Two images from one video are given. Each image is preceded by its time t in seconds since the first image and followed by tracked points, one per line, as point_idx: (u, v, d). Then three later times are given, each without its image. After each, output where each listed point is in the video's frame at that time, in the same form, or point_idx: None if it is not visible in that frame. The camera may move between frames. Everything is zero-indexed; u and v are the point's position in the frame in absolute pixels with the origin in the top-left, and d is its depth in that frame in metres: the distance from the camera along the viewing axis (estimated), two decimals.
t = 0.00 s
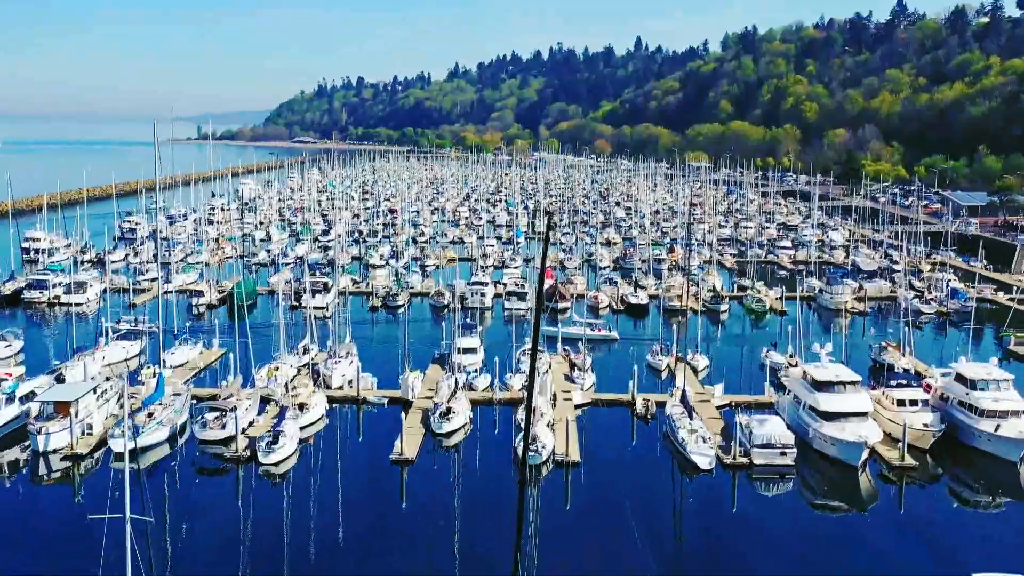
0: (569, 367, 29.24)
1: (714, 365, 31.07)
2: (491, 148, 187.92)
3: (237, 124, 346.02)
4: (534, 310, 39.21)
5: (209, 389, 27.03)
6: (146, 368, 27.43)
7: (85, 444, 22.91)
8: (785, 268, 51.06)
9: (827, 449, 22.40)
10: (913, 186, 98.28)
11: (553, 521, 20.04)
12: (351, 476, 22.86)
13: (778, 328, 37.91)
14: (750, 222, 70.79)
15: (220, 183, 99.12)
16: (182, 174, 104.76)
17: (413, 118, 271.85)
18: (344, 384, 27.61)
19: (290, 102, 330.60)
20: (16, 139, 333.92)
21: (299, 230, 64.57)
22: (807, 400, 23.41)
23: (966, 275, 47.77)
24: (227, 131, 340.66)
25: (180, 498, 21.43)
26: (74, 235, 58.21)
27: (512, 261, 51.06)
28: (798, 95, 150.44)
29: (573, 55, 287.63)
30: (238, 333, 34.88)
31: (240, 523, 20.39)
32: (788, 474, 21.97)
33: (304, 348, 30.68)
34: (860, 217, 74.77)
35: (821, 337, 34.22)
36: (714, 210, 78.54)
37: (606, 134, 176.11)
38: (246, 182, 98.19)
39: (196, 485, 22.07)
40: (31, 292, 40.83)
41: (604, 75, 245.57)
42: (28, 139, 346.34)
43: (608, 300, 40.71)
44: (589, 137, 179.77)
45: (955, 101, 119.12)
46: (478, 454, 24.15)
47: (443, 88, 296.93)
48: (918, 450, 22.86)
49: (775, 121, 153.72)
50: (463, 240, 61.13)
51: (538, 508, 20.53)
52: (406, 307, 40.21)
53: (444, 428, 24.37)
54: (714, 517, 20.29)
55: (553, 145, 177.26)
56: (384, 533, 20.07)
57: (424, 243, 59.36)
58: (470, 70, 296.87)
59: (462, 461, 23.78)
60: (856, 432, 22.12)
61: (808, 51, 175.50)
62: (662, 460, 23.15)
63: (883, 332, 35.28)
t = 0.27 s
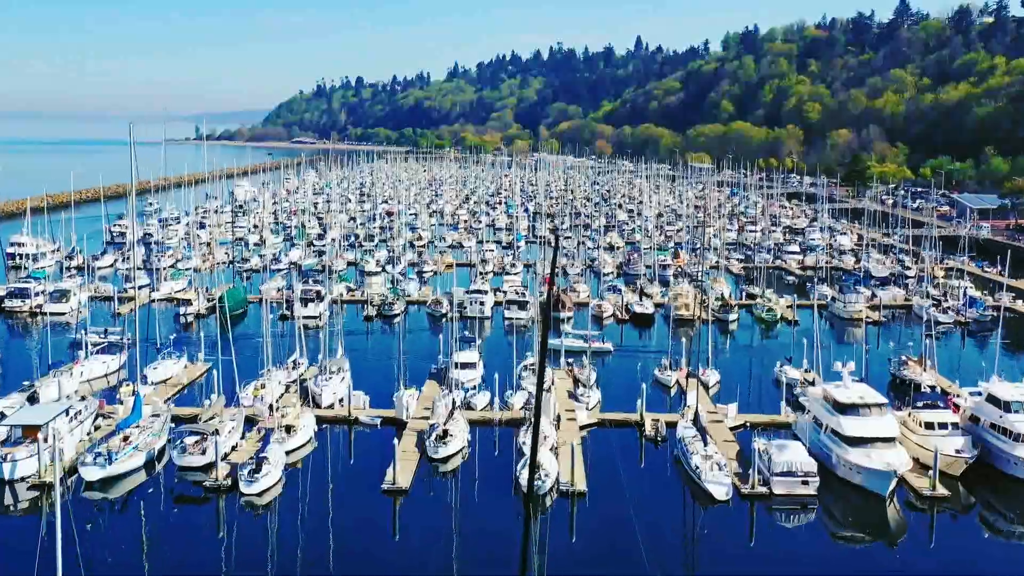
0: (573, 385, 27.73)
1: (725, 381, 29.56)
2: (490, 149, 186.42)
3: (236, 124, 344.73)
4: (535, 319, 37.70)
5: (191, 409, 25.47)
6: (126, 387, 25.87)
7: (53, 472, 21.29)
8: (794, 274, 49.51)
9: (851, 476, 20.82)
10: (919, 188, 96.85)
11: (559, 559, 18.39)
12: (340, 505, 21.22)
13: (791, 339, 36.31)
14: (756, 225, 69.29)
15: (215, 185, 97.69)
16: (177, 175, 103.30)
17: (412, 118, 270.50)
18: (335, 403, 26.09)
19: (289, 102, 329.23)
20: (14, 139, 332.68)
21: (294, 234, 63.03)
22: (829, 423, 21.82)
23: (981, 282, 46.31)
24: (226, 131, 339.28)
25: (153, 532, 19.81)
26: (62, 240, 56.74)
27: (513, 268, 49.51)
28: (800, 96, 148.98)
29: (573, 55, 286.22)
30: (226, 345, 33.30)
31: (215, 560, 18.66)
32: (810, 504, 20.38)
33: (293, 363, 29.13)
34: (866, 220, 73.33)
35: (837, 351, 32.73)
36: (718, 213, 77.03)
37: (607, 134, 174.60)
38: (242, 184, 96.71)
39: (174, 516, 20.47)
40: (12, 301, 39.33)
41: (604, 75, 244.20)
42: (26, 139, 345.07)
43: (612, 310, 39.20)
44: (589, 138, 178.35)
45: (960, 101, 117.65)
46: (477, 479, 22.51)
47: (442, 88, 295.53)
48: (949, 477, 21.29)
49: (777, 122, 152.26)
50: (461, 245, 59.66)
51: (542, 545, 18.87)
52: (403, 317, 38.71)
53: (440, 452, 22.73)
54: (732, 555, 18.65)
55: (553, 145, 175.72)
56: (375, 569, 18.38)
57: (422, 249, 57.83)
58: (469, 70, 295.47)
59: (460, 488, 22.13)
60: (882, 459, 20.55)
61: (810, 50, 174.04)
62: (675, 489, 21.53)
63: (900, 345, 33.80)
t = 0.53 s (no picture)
0: (578, 406, 26.26)
1: (738, 399, 28.07)
2: (490, 149, 184.91)
3: (234, 124, 343.36)
4: (537, 331, 36.23)
5: (170, 431, 23.91)
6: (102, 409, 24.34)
7: (19, 505, 19.70)
8: (804, 281, 47.99)
9: (879, 510, 19.28)
10: (926, 190, 95.44)
11: None
12: (329, 540, 19.65)
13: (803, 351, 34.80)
14: (761, 229, 67.83)
15: (210, 187, 96.24)
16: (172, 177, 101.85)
17: (411, 119, 269.27)
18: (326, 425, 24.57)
19: (287, 102, 327.90)
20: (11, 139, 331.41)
21: (288, 238, 61.53)
22: (854, 451, 20.31)
23: (996, 289, 44.94)
24: (224, 131, 338.19)
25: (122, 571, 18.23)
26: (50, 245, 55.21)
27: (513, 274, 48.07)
28: (803, 96, 147.51)
29: (573, 55, 284.81)
30: (214, 360, 31.73)
31: None
32: (835, 541, 18.82)
33: (283, 380, 27.61)
34: (873, 224, 71.96)
35: (853, 367, 31.25)
36: (722, 216, 75.57)
37: (607, 135, 173.07)
38: (237, 186, 95.23)
39: (151, 552, 18.94)
40: None
41: (604, 75, 242.85)
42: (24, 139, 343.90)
43: (617, 320, 37.71)
44: (590, 138, 176.94)
45: (966, 102, 116.23)
46: (476, 511, 20.93)
47: (441, 88, 294.26)
48: (984, 510, 19.78)
49: (779, 122, 150.83)
50: (460, 249, 58.22)
51: None
52: (399, 328, 37.27)
53: (436, 482, 21.12)
54: None
55: (553, 146, 174.19)
56: None
57: (419, 254, 56.33)
58: (468, 70, 294.08)
59: (458, 519, 20.59)
60: (913, 492, 19.02)
61: (813, 50, 172.62)
62: (688, 524, 19.97)
63: (919, 359, 32.34)
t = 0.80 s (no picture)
0: (583, 428, 24.77)
1: (752, 419, 26.57)
2: (489, 150, 183.38)
3: (232, 124, 341.68)
4: (539, 343, 34.78)
5: (147, 457, 22.40)
6: (76, 432, 22.83)
7: None
8: (814, 288, 46.48)
9: (912, 549, 17.78)
10: (932, 192, 94.04)
11: None
12: None
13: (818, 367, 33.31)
14: (767, 233, 66.33)
15: (205, 189, 94.73)
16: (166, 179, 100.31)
17: (410, 118, 267.77)
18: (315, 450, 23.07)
19: (286, 102, 326.24)
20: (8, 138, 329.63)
21: (282, 243, 60.02)
22: (883, 483, 18.83)
23: (1013, 297, 43.53)
24: (223, 131, 336.63)
25: None
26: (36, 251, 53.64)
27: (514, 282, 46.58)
28: (806, 96, 146.01)
29: (572, 55, 283.33)
30: (200, 376, 30.26)
31: None
32: None
33: (269, 400, 26.15)
34: (881, 227, 70.54)
35: (871, 384, 29.82)
36: (726, 219, 74.11)
37: (608, 135, 171.54)
38: (232, 189, 93.72)
39: None
40: None
41: (604, 75, 241.34)
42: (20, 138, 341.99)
43: (622, 331, 36.23)
44: (590, 138, 175.38)
45: (972, 102, 114.78)
46: (474, 547, 19.41)
47: (441, 88, 292.71)
48: None
49: (782, 123, 149.34)
50: (459, 254, 56.77)
51: None
52: (395, 339, 35.81)
53: (431, 516, 19.53)
54: None
55: (553, 146, 172.65)
56: None
57: (417, 260, 54.81)
58: (468, 70, 292.51)
59: (456, 556, 19.10)
60: (949, 531, 17.54)
61: (815, 50, 171.12)
62: (704, 563, 18.43)
63: (940, 375, 30.89)
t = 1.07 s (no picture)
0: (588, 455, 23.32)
1: (767, 443, 25.11)
2: (489, 151, 181.92)
3: (231, 124, 340.26)
4: (540, 357, 33.35)
5: (123, 487, 20.89)
6: (46, 460, 21.35)
7: None
8: (825, 297, 44.99)
9: None
10: (939, 194, 92.62)
11: None
12: None
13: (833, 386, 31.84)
14: (773, 238, 64.92)
15: (200, 190, 93.26)
16: (161, 181, 98.88)
17: (409, 118, 266.29)
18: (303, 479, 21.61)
19: (284, 102, 324.80)
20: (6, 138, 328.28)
21: (275, 248, 58.52)
22: (918, 523, 17.31)
23: None
24: (222, 131, 335.25)
25: None
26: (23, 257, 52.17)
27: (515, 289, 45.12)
28: (809, 96, 144.51)
29: (573, 55, 281.86)
30: (185, 396, 28.85)
31: None
32: None
33: (256, 422, 24.70)
34: (889, 231, 69.12)
35: (891, 406, 28.41)
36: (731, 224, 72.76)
37: (608, 135, 170.01)
38: (228, 190, 92.31)
39: None
40: None
41: (605, 75, 239.89)
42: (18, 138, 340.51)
43: (627, 344, 34.77)
44: (591, 139, 173.91)
45: (978, 102, 113.25)
46: None
47: (440, 88, 291.23)
48: None
49: (784, 123, 147.88)
50: (458, 260, 55.36)
51: None
52: (390, 353, 34.38)
53: (425, 557, 18.02)
54: None
55: (554, 147, 171.18)
56: None
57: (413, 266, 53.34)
58: (467, 70, 291.02)
59: None
60: None
61: (818, 49, 169.60)
62: None
63: (963, 395, 29.46)
